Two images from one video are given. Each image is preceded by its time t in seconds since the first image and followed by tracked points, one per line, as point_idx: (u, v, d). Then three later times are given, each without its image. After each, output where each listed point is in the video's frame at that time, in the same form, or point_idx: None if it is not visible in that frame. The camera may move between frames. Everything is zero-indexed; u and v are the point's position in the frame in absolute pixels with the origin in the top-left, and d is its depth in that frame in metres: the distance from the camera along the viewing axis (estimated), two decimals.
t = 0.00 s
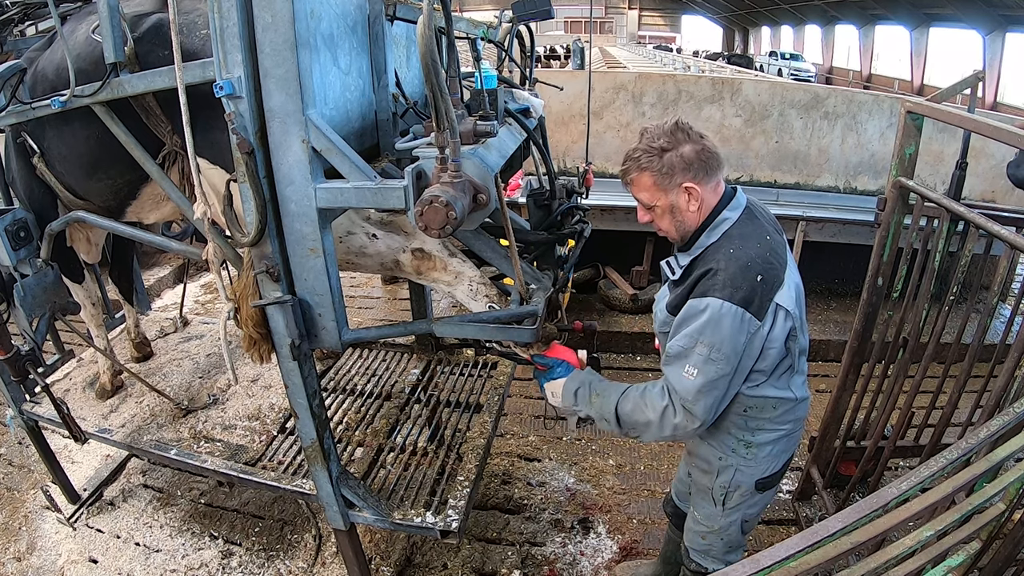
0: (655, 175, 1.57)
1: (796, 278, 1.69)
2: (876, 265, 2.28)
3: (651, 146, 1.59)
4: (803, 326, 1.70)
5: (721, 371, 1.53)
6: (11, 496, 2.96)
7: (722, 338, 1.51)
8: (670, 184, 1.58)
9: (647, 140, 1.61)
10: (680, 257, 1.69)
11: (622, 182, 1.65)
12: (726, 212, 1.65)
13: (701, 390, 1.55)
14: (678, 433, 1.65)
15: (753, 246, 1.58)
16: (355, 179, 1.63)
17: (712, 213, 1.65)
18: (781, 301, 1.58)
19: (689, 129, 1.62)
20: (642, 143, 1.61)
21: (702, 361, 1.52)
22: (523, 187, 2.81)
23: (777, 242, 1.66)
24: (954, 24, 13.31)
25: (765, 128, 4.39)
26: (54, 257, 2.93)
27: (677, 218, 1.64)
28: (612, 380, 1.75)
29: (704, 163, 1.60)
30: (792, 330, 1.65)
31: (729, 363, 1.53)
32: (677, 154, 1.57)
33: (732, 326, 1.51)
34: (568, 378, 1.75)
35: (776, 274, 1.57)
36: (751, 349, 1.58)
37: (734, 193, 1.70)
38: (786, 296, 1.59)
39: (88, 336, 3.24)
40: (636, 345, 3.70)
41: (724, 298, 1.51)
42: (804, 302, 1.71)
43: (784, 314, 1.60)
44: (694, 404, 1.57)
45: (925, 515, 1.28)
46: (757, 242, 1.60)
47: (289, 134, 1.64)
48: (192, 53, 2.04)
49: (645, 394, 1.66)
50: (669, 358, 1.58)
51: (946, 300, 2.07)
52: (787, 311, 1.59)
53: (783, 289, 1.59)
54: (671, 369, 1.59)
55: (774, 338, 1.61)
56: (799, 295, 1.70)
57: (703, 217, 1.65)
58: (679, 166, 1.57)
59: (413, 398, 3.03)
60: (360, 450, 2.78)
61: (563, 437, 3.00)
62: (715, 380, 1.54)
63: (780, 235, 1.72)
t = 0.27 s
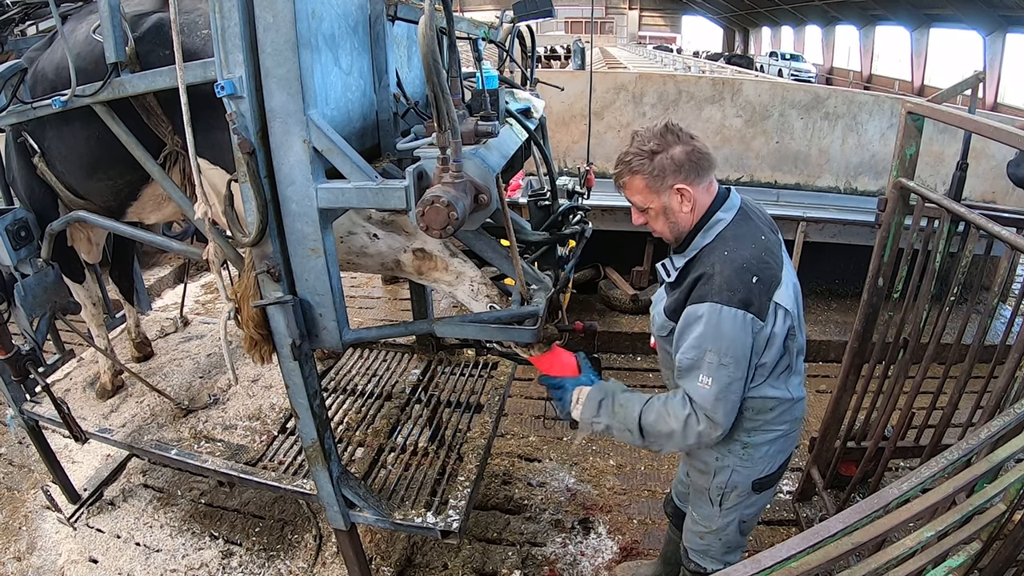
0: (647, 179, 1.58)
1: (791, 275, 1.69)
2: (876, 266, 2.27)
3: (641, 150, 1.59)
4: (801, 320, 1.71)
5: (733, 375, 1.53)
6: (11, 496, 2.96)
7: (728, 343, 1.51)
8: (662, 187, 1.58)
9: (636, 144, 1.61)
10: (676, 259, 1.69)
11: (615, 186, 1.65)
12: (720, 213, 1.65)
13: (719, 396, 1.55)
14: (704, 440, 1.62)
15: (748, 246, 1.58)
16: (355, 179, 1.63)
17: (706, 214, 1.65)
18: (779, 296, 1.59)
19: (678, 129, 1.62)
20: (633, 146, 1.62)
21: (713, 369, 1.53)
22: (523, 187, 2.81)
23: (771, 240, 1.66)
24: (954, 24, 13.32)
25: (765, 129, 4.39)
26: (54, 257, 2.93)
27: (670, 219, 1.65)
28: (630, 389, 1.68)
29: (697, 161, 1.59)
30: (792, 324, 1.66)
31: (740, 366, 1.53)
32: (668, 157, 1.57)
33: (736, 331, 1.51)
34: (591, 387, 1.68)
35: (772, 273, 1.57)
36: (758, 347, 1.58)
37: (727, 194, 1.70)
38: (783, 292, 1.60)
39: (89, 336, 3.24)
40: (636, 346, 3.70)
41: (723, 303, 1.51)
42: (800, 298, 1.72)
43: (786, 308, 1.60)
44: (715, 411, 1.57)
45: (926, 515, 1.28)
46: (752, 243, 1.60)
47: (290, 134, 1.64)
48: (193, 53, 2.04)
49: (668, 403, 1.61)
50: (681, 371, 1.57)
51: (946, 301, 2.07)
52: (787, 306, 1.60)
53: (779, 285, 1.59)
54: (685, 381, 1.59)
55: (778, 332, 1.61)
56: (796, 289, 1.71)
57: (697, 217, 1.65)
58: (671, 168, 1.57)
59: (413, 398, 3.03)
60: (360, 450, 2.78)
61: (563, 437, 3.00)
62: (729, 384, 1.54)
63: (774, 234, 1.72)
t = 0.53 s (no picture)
0: (640, 184, 1.58)
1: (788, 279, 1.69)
2: (876, 266, 2.27)
3: (634, 155, 1.59)
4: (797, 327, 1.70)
5: (723, 379, 1.53)
6: (11, 495, 2.96)
7: (719, 346, 1.51)
8: (656, 191, 1.58)
9: (629, 150, 1.62)
10: (672, 263, 1.69)
11: (610, 190, 1.66)
12: (716, 216, 1.65)
13: (705, 398, 1.55)
14: (689, 445, 1.64)
15: (744, 249, 1.58)
16: (355, 179, 1.63)
17: (702, 217, 1.65)
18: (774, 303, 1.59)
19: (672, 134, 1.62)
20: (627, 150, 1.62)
21: (703, 371, 1.53)
22: (523, 187, 2.81)
23: (767, 243, 1.66)
24: (954, 25, 13.32)
25: (765, 129, 4.39)
26: (54, 257, 2.93)
27: (665, 223, 1.65)
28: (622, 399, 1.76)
29: (691, 163, 1.59)
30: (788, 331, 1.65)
31: (730, 370, 1.52)
32: (660, 162, 1.57)
33: (728, 334, 1.50)
34: (583, 400, 1.78)
35: (767, 277, 1.57)
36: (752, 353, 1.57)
37: (723, 196, 1.70)
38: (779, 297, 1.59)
39: (88, 336, 3.24)
40: (636, 346, 3.70)
41: (717, 306, 1.51)
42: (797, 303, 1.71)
43: (780, 314, 1.60)
44: (699, 413, 1.57)
45: (925, 516, 1.28)
46: (748, 245, 1.60)
47: (290, 134, 1.64)
48: (193, 52, 2.04)
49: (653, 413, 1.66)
50: (672, 371, 1.58)
51: (946, 301, 2.07)
52: (781, 313, 1.60)
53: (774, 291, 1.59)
54: (675, 381, 1.59)
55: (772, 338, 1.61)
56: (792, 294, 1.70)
57: (693, 220, 1.65)
58: (664, 172, 1.57)
59: (413, 398, 3.03)
60: (360, 450, 2.78)
61: (563, 437, 3.00)
62: (718, 387, 1.54)
63: (769, 235, 1.72)
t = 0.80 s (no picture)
0: (635, 192, 1.58)
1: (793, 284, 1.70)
2: (876, 267, 2.27)
3: (629, 162, 1.58)
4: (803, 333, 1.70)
5: (729, 386, 1.53)
6: (11, 495, 2.96)
7: (727, 353, 1.51)
8: (650, 199, 1.58)
9: (626, 155, 1.60)
10: (677, 271, 1.69)
11: (608, 191, 1.65)
12: (720, 223, 1.65)
13: (711, 405, 1.55)
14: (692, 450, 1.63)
15: (751, 255, 1.59)
16: (355, 179, 1.63)
17: (706, 222, 1.65)
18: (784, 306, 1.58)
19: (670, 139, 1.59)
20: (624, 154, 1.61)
21: (709, 377, 1.53)
22: (523, 187, 2.81)
23: (774, 249, 1.66)
24: (954, 25, 13.32)
25: (765, 129, 4.39)
26: (54, 257, 2.93)
27: (660, 229, 1.66)
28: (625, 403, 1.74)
29: (691, 171, 1.57)
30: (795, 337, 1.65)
31: (736, 377, 1.53)
32: (655, 171, 1.55)
33: (736, 341, 1.51)
34: (586, 401, 1.76)
35: (776, 282, 1.57)
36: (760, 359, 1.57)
37: (728, 201, 1.70)
38: (787, 303, 1.59)
39: (88, 336, 3.24)
40: (636, 346, 3.70)
41: (725, 312, 1.51)
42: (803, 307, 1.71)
43: (788, 319, 1.59)
44: (704, 419, 1.57)
45: (925, 516, 1.28)
46: (754, 251, 1.60)
47: (290, 134, 1.64)
48: (193, 52, 2.05)
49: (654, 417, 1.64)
50: (678, 376, 1.58)
51: (946, 301, 2.07)
52: (789, 318, 1.59)
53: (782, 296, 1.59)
54: (680, 386, 1.59)
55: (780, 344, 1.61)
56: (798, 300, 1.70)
57: (690, 229, 1.64)
58: (659, 181, 1.55)
59: (413, 398, 3.03)
60: (360, 450, 2.78)
61: (563, 437, 3.00)
62: (724, 394, 1.54)
63: (774, 238, 1.72)
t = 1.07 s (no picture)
0: (637, 180, 1.57)
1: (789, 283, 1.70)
2: (876, 267, 2.27)
3: (642, 152, 1.57)
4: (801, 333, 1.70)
5: (732, 390, 1.54)
6: (11, 495, 2.96)
7: (727, 357, 1.52)
8: (650, 192, 1.58)
9: (641, 143, 1.59)
10: (672, 272, 1.69)
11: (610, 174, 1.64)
12: (715, 224, 1.65)
13: (717, 412, 1.56)
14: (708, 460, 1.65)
15: (747, 258, 1.59)
16: (355, 179, 1.63)
17: (703, 225, 1.65)
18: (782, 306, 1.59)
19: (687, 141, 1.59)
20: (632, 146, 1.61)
21: (712, 383, 1.54)
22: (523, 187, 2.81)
23: (769, 249, 1.67)
24: (954, 25, 13.32)
25: (765, 129, 4.39)
26: (54, 256, 2.93)
27: (652, 224, 1.65)
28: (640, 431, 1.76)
29: (699, 176, 1.57)
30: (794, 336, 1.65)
31: (739, 381, 1.54)
32: (665, 167, 1.55)
33: (735, 345, 1.51)
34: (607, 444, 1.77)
35: (772, 284, 1.57)
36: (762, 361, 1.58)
37: (724, 203, 1.71)
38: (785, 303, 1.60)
39: (88, 336, 3.24)
40: (636, 346, 3.70)
41: (722, 317, 1.52)
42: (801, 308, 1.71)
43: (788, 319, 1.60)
44: (712, 426, 1.58)
45: (925, 516, 1.28)
46: (750, 254, 1.61)
47: (290, 134, 1.64)
48: (192, 52, 2.05)
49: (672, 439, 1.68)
50: (682, 384, 1.61)
51: (946, 301, 2.07)
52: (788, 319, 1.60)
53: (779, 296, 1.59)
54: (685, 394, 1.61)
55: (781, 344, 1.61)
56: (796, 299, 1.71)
57: (685, 231, 1.65)
58: (665, 178, 1.55)
59: (413, 398, 3.03)
60: (360, 450, 2.78)
61: (563, 437, 3.00)
62: (728, 399, 1.55)
63: (770, 239, 1.73)
